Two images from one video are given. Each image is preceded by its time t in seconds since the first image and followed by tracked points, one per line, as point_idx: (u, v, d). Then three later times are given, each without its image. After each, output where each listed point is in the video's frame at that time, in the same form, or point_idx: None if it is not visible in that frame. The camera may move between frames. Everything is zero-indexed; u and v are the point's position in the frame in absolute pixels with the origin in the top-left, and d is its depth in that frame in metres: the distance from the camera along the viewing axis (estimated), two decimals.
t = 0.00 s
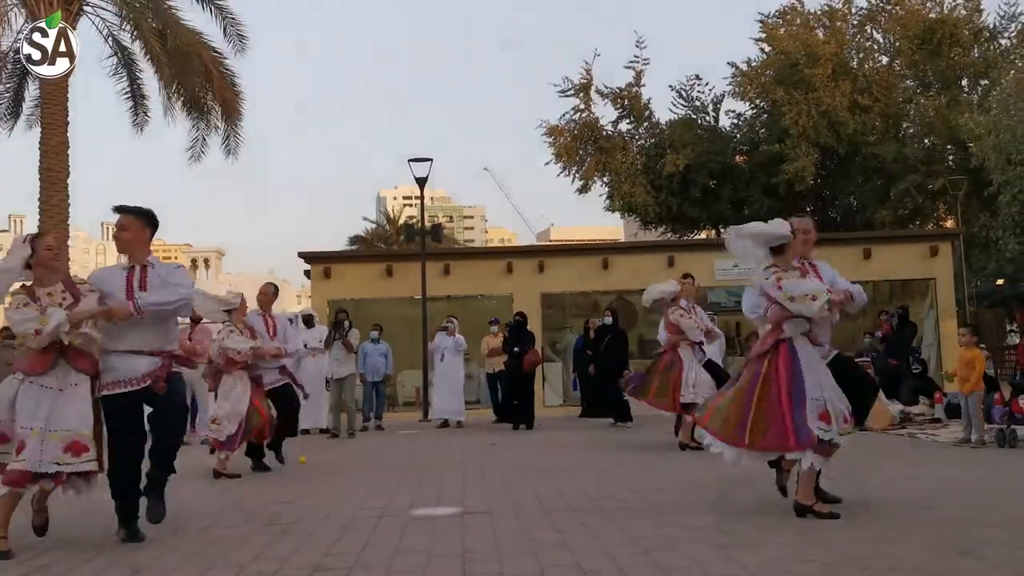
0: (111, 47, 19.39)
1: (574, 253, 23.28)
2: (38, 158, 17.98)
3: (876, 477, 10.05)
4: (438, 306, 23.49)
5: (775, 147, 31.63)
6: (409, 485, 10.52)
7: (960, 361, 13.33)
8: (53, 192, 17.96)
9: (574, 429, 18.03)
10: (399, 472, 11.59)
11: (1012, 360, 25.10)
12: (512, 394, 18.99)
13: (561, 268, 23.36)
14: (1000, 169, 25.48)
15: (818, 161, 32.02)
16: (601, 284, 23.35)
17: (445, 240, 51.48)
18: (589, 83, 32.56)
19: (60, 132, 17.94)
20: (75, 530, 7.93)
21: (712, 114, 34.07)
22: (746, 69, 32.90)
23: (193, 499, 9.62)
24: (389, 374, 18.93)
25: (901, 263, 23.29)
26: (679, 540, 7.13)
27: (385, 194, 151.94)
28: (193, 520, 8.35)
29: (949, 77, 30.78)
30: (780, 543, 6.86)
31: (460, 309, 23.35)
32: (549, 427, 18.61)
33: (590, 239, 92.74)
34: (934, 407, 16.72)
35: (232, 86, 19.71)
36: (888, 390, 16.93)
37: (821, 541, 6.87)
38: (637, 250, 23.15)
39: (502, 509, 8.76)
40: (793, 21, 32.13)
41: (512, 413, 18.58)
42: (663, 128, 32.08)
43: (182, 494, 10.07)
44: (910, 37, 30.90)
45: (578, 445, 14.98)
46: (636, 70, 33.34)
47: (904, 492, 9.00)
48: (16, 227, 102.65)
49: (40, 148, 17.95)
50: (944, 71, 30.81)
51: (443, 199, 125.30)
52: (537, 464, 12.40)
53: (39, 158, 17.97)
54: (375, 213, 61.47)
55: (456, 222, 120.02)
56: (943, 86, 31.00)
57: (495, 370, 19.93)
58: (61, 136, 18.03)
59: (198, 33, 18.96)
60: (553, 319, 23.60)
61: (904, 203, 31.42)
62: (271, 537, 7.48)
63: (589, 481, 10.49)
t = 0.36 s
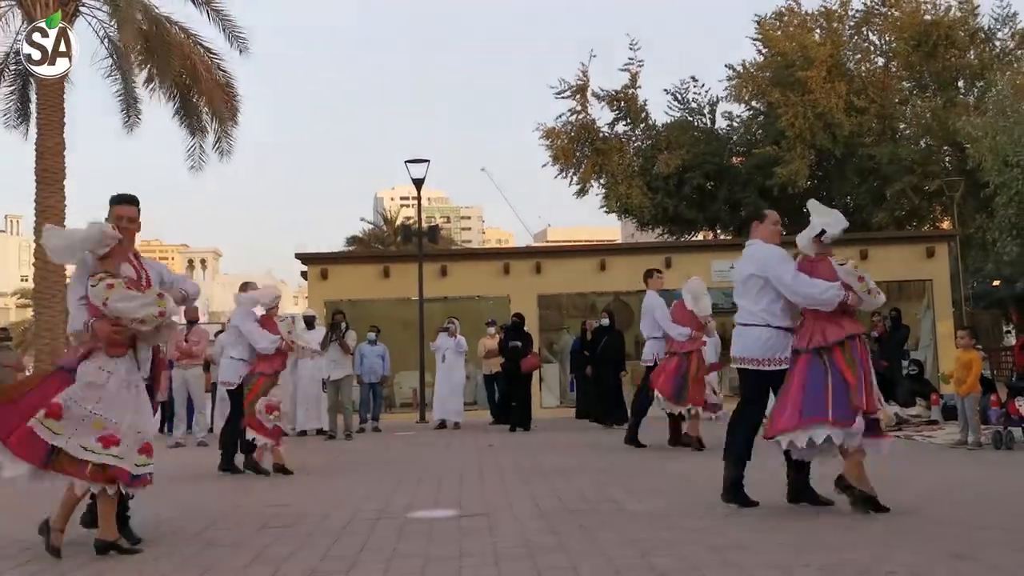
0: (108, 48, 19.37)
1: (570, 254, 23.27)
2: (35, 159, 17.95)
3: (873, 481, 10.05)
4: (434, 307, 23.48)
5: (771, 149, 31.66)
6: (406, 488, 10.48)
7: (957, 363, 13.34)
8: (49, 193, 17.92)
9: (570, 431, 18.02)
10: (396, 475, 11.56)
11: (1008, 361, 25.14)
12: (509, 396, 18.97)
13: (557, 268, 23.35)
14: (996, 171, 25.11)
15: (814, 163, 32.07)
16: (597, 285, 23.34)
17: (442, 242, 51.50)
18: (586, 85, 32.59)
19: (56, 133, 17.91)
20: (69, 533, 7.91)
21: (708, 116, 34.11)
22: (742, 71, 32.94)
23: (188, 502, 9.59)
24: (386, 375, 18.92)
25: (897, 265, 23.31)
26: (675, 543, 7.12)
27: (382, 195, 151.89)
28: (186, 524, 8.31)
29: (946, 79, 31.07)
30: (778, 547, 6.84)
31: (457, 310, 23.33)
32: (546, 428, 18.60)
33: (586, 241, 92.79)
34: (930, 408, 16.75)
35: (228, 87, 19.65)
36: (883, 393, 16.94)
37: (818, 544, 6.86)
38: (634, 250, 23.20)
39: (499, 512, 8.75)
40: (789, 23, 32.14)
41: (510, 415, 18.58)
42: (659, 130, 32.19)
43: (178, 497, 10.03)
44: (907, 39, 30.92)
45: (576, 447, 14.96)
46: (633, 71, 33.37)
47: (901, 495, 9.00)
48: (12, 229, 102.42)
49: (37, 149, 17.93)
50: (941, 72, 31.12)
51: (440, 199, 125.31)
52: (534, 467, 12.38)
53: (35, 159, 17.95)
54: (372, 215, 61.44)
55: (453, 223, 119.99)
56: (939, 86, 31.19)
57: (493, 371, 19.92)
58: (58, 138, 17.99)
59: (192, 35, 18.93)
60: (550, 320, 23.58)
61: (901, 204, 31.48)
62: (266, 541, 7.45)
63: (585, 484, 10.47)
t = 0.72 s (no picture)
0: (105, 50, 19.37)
1: (568, 255, 23.27)
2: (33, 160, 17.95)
3: (870, 482, 10.07)
4: (432, 308, 23.48)
5: (769, 150, 31.67)
6: (403, 489, 10.49)
7: (955, 364, 13.36)
8: (48, 194, 17.92)
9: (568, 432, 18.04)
10: (394, 477, 11.57)
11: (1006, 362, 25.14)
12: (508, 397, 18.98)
13: (555, 269, 23.34)
14: (994, 172, 25.02)
15: (812, 164, 32.08)
16: (596, 286, 23.33)
17: (442, 242, 51.44)
18: (585, 85, 32.60)
19: (55, 134, 17.91)
20: (66, 535, 7.90)
21: (706, 117, 34.14)
22: (740, 72, 32.95)
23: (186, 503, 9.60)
24: (384, 376, 18.93)
25: (896, 266, 23.32)
26: (674, 546, 7.10)
27: (381, 196, 151.84)
28: (183, 525, 8.32)
29: (943, 81, 31.07)
30: (774, 549, 6.86)
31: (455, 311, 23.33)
32: (544, 430, 18.61)
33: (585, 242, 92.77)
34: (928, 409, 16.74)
35: (226, 89, 19.64)
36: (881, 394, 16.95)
37: (815, 547, 6.88)
38: (633, 251, 23.21)
39: (497, 514, 8.76)
40: (788, 24, 32.15)
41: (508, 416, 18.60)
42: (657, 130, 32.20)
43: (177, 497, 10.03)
44: (905, 40, 30.96)
45: (574, 448, 14.97)
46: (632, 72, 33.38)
47: (897, 497, 8.99)
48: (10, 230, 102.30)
49: (36, 150, 17.93)
50: (938, 73, 31.10)
51: (439, 199, 125.31)
52: (531, 468, 12.39)
53: (34, 160, 17.95)
54: (371, 216, 61.40)
55: (452, 224, 119.92)
56: (936, 87, 31.23)
57: (491, 372, 19.94)
58: (56, 139, 17.99)
59: (190, 37, 18.93)
60: (548, 321, 23.59)
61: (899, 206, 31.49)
62: (263, 543, 7.46)
63: (582, 486, 10.48)
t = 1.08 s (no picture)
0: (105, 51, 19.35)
1: (568, 256, 23.25)
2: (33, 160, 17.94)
3: (869, 483, 10.08)
4: (432, 308, 23.48)
5: (769, 150, 31.66)
6: (403, 489, 10.48)
7: (955, 365, 13.35)
8: (48, 194, 17.91)
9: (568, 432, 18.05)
10: (394, 477, 11.56)
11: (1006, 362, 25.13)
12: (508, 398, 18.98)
13: (555, 270, 23.32)
14: (994, 173, 24.97)
15: (812, 164, 32.08)
16: (595, 286, 23.34)
17: (442, 242, 51.43)
18: (586, 85, 32.61)
19: (54, 135, 17.90)
20: (66, 535, 7.90)
21: (707, 117, 34.13)
22: (740, 72, 32.96)
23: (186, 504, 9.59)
24: (384, 377, 18.93)
25: (896, 267, 23.31)
26: (673, 546, 7.11)
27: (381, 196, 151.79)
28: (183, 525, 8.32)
29: (943, 82, 31.06)
30: (774, 549, 6.85)
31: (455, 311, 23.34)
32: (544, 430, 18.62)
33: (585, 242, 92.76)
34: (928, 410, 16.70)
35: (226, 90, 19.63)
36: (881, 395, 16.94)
37: (814, 547, 6.88)
38: (632, 252, 23.20)
39: (497, 514, 8.76)
40: (788, 24, 32.13)
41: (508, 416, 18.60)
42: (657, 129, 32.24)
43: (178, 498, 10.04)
44: (905, 41, 30.97)
45: (573, 448, 14.98)
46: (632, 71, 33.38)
47: (898, 498, 8.98)
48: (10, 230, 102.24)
49: (35, 151, 17.92)
50: (938, 74, 31.08)
51: (439, 199, 125.31)
52: (530, 468, 12.39)
53: (34, 161, 17.94)
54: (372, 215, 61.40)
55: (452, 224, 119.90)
56: (936, 88, 31.22)
57: (491, 372, 19.94)
58: (56, 140, 17.98)
59: (189, 37, 18.92)
60: (548, 322, 23.59)
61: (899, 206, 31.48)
62: (263, 542, 7.46)
63: (581, 486, 10.49)
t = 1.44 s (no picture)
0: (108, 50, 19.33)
1: (568, 256, 23.25)
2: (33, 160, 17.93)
3: (869, 484, 10.09)
4: (432, 308, 23.48)
5: (769, 151, 31.66)
6: (403, 490, 10.49)
7: (955, 365, 13.35)
8: (48, 194, 17.91)
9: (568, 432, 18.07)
10: (393, 478, 11.57)
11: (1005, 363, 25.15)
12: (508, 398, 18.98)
13: (555, 270, 23.32)
14: (995, 173, 24.97)
15: (812, 165, 32.08)
16: (595, 287, 23.32)
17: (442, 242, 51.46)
18: (586, 84, 32.62)
19: (54, 135, 17.90)
20: (66, 535, 7.91)
21: (707, 117, 34.13)
22: (740, 73, 32.97)
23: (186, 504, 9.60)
24: (384, 377, 18.92)
25: (896, 267, 23.32)
26: (673, 546, 7.11)
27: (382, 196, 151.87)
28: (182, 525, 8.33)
29: (943, 84, 31.05)
30: (774, 549, 6.86)
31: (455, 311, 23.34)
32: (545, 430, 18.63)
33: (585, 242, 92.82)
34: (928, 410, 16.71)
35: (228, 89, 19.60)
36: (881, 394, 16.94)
37: (815, 548, 6.87)
38: (632, 252, 23.20)
39: (497, 514, 8.76)
40: (789, 26, 32.13)
41: (508, 416, 18.61)
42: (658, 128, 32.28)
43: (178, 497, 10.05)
44: (905, 42, 30.97)
45: (573, 448, 14.99)
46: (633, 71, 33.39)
47: (897, 499, 8.98)
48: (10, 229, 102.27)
49: (36, 151, 17.91)
50: (938, 75, 31.07)
51: (439, 199, 125.36)
52: (530, 469, 12.40)
53: (34, 161, 17.93)
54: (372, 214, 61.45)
55: (452, 224, 119.95)
56: (936, 89, 31.22)
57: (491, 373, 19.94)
58: (56, 140, 17.98)
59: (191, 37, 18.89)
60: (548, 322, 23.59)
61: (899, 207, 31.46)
62: (264, 543, 7.46)
63: (581, 486, 10.49)
